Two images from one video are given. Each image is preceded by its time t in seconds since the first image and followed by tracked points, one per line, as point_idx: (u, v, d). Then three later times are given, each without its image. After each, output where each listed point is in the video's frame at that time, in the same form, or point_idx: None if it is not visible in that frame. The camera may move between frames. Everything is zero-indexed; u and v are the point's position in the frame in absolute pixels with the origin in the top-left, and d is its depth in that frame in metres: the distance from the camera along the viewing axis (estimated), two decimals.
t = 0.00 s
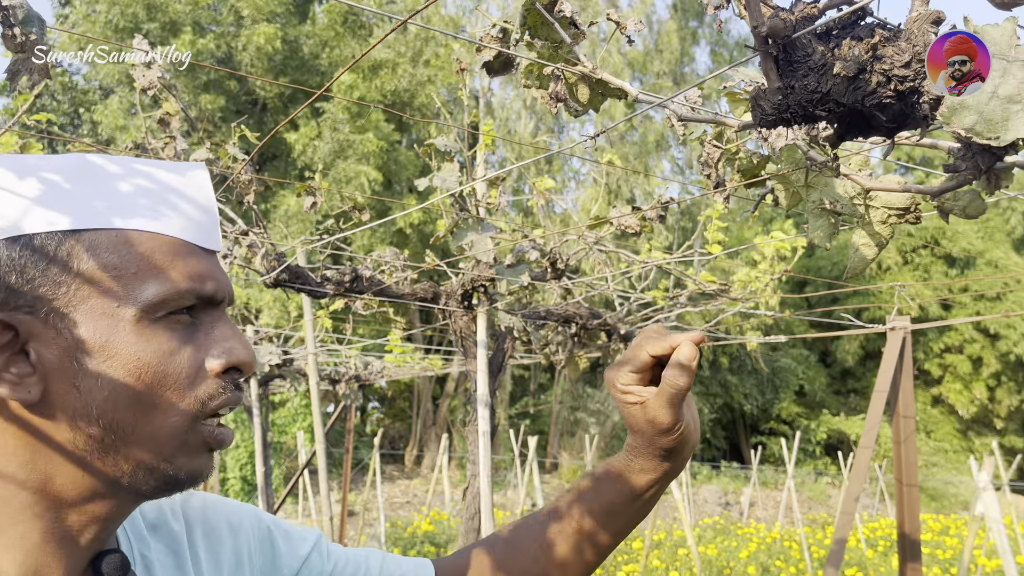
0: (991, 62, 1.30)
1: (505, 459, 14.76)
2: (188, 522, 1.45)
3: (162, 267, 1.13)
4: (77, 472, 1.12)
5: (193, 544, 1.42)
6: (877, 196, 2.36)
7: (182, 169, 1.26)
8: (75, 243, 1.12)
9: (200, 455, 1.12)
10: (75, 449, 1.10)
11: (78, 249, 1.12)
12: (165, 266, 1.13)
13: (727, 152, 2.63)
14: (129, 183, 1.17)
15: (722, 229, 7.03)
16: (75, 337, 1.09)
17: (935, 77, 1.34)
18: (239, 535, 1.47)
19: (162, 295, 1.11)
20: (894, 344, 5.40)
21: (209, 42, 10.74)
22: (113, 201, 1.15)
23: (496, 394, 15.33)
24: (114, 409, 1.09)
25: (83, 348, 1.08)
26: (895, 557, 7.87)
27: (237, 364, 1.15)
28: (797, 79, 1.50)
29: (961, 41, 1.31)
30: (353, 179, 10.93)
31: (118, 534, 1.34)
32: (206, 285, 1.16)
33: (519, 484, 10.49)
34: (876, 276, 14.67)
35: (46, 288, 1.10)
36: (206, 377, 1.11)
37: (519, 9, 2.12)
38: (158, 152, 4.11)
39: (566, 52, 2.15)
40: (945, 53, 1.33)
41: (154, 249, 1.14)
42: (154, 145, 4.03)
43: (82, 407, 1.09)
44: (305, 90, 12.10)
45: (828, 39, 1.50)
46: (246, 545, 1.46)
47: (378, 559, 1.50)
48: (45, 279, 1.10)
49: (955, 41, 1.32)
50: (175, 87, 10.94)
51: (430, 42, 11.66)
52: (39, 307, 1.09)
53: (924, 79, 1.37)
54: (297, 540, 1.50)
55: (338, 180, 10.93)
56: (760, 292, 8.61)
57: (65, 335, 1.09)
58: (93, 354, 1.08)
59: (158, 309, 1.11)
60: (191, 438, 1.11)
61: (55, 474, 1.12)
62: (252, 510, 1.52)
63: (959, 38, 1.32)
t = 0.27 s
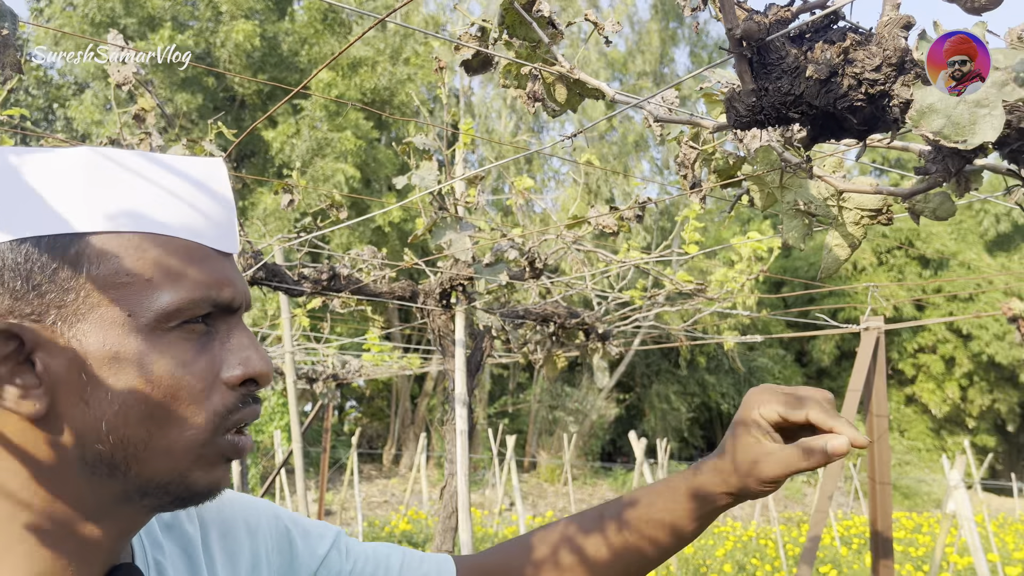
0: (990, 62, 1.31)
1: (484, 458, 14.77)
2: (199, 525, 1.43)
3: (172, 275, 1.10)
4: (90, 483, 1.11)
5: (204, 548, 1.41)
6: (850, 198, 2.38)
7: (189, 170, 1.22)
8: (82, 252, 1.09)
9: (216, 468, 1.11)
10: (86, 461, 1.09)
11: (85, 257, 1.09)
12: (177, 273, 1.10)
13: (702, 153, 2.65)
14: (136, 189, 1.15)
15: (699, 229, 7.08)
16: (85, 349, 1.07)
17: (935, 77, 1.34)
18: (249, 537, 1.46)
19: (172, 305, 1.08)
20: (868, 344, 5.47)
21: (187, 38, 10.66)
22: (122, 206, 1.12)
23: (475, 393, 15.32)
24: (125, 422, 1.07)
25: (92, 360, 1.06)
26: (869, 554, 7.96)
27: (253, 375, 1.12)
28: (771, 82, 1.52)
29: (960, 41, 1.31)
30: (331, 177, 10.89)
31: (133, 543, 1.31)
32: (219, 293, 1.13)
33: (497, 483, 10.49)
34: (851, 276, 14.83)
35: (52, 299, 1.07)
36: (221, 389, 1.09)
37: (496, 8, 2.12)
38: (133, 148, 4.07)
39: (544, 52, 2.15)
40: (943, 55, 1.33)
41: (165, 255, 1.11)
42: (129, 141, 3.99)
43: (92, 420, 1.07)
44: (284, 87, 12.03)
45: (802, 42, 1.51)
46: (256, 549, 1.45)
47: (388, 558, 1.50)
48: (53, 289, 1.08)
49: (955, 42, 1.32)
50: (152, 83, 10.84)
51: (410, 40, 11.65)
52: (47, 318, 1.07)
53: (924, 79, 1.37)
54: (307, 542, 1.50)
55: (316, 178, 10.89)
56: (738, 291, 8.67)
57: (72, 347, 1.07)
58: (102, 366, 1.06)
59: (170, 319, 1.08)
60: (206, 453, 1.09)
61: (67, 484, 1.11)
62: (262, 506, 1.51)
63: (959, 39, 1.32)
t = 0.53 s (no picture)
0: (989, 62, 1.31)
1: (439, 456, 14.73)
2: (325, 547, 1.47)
3: (323, 313, 1.17)
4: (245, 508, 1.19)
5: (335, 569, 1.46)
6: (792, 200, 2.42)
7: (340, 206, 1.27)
8: (241, 292, 1.17)
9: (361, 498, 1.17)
10: (243, 488, 1.17)
11: (243, 295, 1.17)
12: (329, 311, 1.17)
13: (650, 154, 2.69)
14: (286, 230, 1.20)
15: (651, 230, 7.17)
16: (247, 383, 1.15)
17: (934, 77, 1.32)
18: (380, 553, 1.48)
19: (325, 341, 1.15)
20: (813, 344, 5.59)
21: (139, 26, 10.47)
22: (275, 247, 1.18)
23: (429, 391, 15.29)
24: (279, 453, 1.14)
25: (253, 395, 1.14)
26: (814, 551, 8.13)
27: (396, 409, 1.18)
28: (712, 84, 1.54)
29: (961, 41, 1.30)
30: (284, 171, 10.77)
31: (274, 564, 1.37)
32: (366, 328, 1.19)
33: (451, 480, 10.47)
34: (801, 278, 15.14)
35: (214, 337, 1.16)
36: (367, 422, 1.16)
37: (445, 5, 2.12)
38: (76, 138, 3.97)
39: (492, 51, 2.16)
40: (943, 54, 1.31)
41: (317, 293, 1.17)
42: (72, 131, 3.90)
43: (250, 449, 1.15)
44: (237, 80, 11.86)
45: (741, 46, 1.54)
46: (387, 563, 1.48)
47: (525, 560, 1.47)
48: (217, 329, 1.16)
49: (955, 42, 1.30)
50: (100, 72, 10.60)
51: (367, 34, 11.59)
52: (211, 355, 1.15)
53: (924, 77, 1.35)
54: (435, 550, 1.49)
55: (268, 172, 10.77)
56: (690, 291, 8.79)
57: (236, 382, 1.15)
58: (260, 400, 1.14)
59: (323, 356, 1.15)
60: (353, 487, 1.15)
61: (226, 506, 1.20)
62: (385, 518, 1.53)
63: (960, 39, 1.30)
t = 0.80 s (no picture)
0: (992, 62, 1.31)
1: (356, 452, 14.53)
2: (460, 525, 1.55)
3: (475, 311, 1.26)
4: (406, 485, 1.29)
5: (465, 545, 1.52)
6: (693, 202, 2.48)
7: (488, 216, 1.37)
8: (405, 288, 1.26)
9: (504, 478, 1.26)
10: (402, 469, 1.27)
11: (406, 295, 1.26)
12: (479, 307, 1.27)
13: (558, 152, 2.73)
14: (439, 237, 1.30)
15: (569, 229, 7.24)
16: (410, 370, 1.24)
17: (935, 77, 1.31)
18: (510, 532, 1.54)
19: (478, 335, 1.25)
20: (722, 344, 5.73)
21: (47, 3, 10.06)
22: (432, 252, 1.28)
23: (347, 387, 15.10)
24: (439, 434, 1.23)
25: (415, 382, 1.24)
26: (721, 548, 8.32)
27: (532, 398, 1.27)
28: (607, 84, 1.55)
29: (962, 40, 1.30)
30: (199, 159, 10.48)
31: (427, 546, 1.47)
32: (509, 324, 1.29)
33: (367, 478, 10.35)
34: (717, 279, 15.55)
35: (377, 329, 1.25)
36: (509, 409, 1.25)
37: None
38: None
39: (397, 42, 2.14)
40: (943, 54, 1.31)
41: (471, 292, 1.28)
42: None
43: (414, 431, 1.24)
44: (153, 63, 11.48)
45: (637, 46, 1.55)
46: (513, 538, 1.54)
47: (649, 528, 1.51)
48: (383, 321, 1.25)
49: (956, 41, 1.30)
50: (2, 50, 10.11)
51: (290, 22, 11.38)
52: (381, 346, 1.25)
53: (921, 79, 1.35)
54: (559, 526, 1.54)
55: (183, 160, 10.45)
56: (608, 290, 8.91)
57: (404, 369, 1.24)
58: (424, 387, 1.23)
59: (476, 349, 1.25)
60: (502, 467, 1.24)
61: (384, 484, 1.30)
62: (518, 502, 1.60)
63: (960, 38, 1.30)
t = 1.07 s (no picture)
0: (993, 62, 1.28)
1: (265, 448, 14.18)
2: (468, 494, 1.39)
3: (483, 289, 1.16)
4: (414, 474, 1.16)
5: (473, 517, 1.35)
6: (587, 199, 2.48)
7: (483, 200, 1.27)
8: (411, 265, 1.15)
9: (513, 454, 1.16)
10: (414, 457, 1.16)
11: (414, 271, 1.15)
12: (486, 283, 1.17)
13: (455, 144, 2.70)
14: (442, 215, 1.19)
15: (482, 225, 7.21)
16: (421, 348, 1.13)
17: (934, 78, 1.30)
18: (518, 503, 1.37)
19: (486, 312, 1.15)
20: (626, 342, 5.82)
21: None
22: (436, 229, 1.18)
23: (255, 381, 14.72)
24: (453, 414, 1.12)
25: (427, 360, 1.12)
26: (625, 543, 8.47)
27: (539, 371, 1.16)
28: (488, 74, 1.54)
29: (962, 39, 1.28)
30: (101, 143, 9.99)
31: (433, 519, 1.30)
32: (511, 302, 1.18)
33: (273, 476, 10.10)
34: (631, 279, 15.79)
35: (384, 304, 1.14)
36: (517, 382, 1.15)
37: None
38: None
39: (285, 24, 2.08)
40: (943, 54, 1.29)
41: (476, 272, 1.17)
42: None
43: (426, 412, 1.13)
44: (52, 40, 10.87)
45: (519, 38, 1.54)
46: (526, 508, 1.36)
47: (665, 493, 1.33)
48: (392, 298, 1.14)
49: (956, 41, 1.28)
50: None
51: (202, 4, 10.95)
52: (392, 323, 1.14)
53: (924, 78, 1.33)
54: (578, 493, 1.36)
55: (83, 143, 9.95)
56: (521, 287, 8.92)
57: (415, 346, 1.13)
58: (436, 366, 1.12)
59: (485, 323, 1.14)
60: (511, 444, 1.14)
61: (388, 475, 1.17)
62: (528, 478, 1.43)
63: (960, 38, 1.29)
